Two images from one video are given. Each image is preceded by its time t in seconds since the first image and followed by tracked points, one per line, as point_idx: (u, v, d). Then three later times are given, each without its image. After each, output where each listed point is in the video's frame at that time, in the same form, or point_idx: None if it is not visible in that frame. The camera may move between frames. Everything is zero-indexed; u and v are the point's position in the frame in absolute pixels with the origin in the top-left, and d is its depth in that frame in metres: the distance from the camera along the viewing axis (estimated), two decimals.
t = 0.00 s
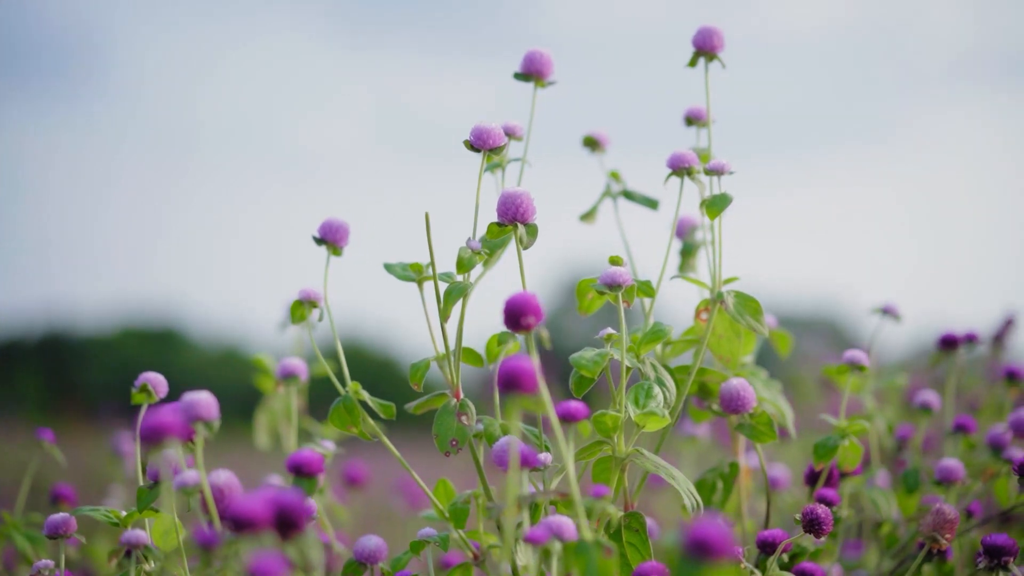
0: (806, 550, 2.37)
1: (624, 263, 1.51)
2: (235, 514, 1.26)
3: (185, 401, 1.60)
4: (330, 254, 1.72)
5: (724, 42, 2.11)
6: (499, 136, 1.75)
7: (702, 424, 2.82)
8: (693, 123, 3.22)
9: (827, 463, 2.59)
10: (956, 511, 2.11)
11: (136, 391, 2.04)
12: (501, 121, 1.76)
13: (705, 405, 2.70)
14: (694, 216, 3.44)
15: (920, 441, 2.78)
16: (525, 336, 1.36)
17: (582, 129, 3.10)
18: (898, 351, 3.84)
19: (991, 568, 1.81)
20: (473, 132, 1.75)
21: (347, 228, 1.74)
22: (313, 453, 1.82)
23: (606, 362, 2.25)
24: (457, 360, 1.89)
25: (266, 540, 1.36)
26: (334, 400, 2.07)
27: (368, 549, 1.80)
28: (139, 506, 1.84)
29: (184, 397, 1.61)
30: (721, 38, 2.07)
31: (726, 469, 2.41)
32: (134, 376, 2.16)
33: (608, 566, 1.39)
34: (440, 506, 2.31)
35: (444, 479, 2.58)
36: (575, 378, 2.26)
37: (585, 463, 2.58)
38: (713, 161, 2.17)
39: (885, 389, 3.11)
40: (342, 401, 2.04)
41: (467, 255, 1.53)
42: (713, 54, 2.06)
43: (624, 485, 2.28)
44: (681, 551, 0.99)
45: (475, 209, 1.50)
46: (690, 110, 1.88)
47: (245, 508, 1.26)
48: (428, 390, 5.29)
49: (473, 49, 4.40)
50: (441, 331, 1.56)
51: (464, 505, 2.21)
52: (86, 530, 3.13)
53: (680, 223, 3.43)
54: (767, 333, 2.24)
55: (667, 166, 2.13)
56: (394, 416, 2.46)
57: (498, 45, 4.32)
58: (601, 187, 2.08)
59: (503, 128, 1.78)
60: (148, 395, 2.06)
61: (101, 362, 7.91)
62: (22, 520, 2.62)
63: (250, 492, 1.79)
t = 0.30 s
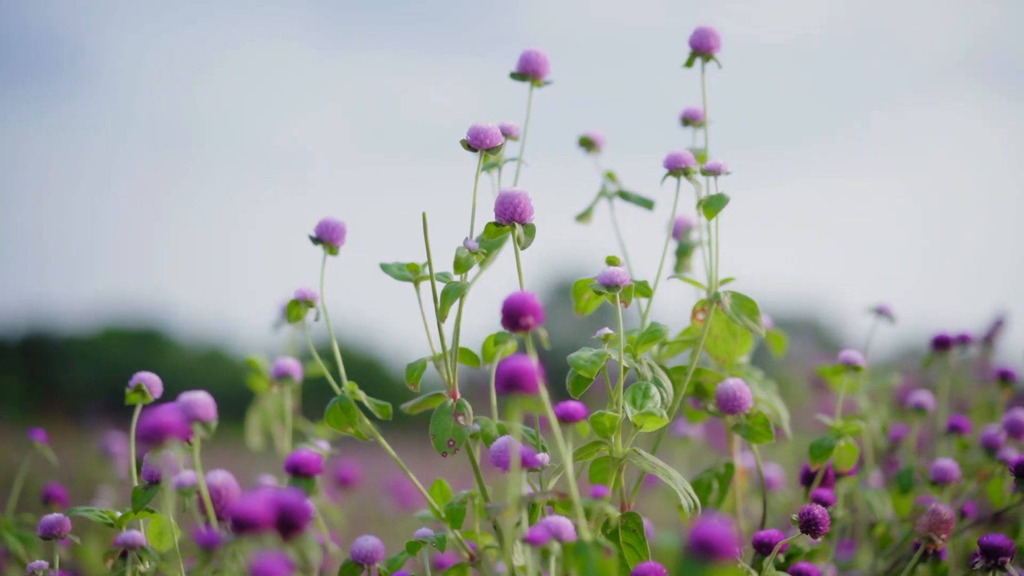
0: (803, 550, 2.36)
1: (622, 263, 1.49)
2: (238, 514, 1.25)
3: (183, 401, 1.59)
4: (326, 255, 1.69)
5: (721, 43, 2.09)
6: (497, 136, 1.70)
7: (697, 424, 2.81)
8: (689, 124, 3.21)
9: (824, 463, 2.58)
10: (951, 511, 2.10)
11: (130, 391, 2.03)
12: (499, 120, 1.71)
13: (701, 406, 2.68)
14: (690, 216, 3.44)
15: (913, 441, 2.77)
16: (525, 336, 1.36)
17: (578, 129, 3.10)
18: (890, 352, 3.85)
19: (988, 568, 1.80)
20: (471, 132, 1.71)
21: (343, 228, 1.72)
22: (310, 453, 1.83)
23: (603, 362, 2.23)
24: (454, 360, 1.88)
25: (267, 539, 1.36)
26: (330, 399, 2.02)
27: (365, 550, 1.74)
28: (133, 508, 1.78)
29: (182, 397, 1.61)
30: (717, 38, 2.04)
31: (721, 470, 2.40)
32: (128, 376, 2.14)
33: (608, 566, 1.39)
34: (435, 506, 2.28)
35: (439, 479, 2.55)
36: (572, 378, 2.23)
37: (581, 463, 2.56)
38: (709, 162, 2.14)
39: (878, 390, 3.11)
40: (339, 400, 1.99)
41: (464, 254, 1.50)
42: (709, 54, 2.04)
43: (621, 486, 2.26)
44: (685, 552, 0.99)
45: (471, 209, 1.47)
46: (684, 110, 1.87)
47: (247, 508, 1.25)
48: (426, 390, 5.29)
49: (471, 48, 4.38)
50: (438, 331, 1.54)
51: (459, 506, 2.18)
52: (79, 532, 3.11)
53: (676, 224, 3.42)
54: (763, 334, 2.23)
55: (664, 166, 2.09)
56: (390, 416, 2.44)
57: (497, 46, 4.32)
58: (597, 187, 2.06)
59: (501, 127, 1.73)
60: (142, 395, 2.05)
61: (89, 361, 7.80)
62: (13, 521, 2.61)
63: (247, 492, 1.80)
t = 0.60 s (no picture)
0: (796, 551, 2.37)
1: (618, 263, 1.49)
2: (238, 515, 1.25)
3: (179, 402, 1.60)
4: (320, 254, 1.67)
5: (716, 43, 2.09)
6: (493, 135, 1.70)
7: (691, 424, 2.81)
8: (683, 124, 3.20)
9: (817, 463, 2.57)
10: (945, 511, 2.10)
11: (123, 391, 2.02)
12: (495, 119, 1.72)
13: (695, 406, 2.68)
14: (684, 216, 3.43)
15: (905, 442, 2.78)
16: (523, 336, 1.36)
17: (572, 129, 3.10)
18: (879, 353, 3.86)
19: (982, 569, 1.80)
20: (467, 132, 1.71)
21: (339, 227, 1.71)
22: (307, 453, 1.83)
23: (599, 362, 2.22)
24: (449, 360, 1.87)
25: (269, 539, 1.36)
26: (324, 398, 2.00)
27: (361, 551, 1.73)
28: (127, 509, 1.76)
29: (178, 398, 1.61)
30: (712, 38, 2.04)
31: (714, 470, 2.39)
32: (120, 376, 2.13)
33: (605, 566, 1.40)
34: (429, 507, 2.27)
35: (433, 479, 2.54)
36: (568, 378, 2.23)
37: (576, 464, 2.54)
38: (704, 162, 2.13)
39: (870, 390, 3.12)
40: (334, 400, 1.98)
41: (462, 255, 1.49)
42: (705, 54, 2.04)
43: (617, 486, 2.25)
44: (686, 553, 1.00)
45: (467, 209, 1.46)
46: (679, 110, 1.86)
47: (247, 508, 1.25)
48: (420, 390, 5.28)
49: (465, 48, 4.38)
50: (434, 331, 1.53)
51: (453, 506, 2.17)
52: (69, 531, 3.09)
53: (670, 224, 3.42)
54: (758, 334, 2.23)
55: (659, 166, 2.09)
56: (384, 417, 2.43)
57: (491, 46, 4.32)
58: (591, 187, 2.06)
59: (497, 127, 1.73)
60: (135, 395, 2.04)
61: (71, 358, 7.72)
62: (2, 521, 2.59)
63: (243, 493, 1.79)
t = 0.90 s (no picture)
0: (791, 552, 2.36)
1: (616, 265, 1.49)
2: (238, 517, 1.24)
3: (177, 403, 1.59)
4: (315, 256, 1.65)
5: (712, 44, 2.09)
6: (490, 137, 1.69)
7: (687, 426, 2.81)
8: (679, 125, 3.20)
9: (813, 465, 2.57)
10: (940, 513, 2.10)
11: (118, 393, 2.01)
12: (491, 120, 1.71)
13: (691, 408, 2.68)
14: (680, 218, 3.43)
15: (898, 443, 2.79)
16: (522, 338, 1.36)
17: (567, 130, 3.09)
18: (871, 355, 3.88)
19: (979, 570, 1.80)
20: (464, 133, 1.70)
21: (335, 229, 1.70)
22: (304, 455, 1.82)
23: (596, 364, 2.22)
24: (446, 362, 1.87)
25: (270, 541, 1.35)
26: (321, 400, 1.99)
27: (358, 553, 1.71)
28: (121, 512, 1.73)
29: (176, 400, 1.60)
30: (708, 39, 2.04)
31: (710, 472, 2.39)
32: (114, 377, 2.12)
33: (604, 568, 1.39)
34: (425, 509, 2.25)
35: (429, 481, 2.53)
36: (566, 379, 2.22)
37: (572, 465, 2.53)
38: (701, 163, 2.13)
39: (863, 391, 3.13)
40: (331, 402, 1.96)
41: (459, 257, 1.48)
42: (701, 55, 2.04)
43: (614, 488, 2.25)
44: (689, 556, 1.00)
45: (464, 210, 1.45)
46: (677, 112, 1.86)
47: (248, 510, 1.24)
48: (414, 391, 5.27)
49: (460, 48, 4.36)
50: (431, 333, 1.52)
51: (450, 507, 2.15)
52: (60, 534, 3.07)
53: (666, 225, 3.42)
54: (755, 335, 2.23)
55: (655, 167, 2.09)
56: (381, 418, 2.42)
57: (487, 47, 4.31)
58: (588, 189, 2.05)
59: (494, 128, 1.72)
60: (130, 397, 2.03)
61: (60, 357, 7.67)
62: None
63: (240, 495, 1.78)
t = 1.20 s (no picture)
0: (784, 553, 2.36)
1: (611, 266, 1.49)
2: (235, 518, 1.24)
3: (173, 404, 1.59)
4: (310, 256, 1.65)
5: (706, 45, 2.10)
6: (485, 138, 1.70)
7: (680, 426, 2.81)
8: (673, 126, 3.21)
9: (806, 466, 2.58)
10: (934, 513, 2.11)
11: (112, 393, 2.00)
12: (486, 121, 1.72)
13: (685, 408, 2.68)
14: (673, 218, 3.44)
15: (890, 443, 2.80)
16: (517, 339, 1.35)
17: (561, 131, 3.09)
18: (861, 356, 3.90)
19: (973, 570, 1.81)
20: (459, 134, 1.70)
21: (329, 229, 1.70)
22: (299, 456, 1.82)
23: (591, 365, 2.22)
24: (441, 363, 1.86)
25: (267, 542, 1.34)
26: (315, 400, 1.99)
27: (353, 554, 1.71)
28: (115, 512, 1.73)
29: (172, 400, 1.60)
30: (702, 40, 2.05)
31: (704, 473, 2.40)
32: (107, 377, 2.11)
33: (601, 569, 1.39)
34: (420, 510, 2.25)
35: (423, 482, 2.52)
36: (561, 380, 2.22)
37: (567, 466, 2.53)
38: (695, 165, 2.14)
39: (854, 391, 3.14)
40: (325, 403, 1.96)
41: (454, 258, 1.48)
42: (695, 55, 2.04)
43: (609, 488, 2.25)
44: (688, 556, 1.00)
45: (459, 210, 1.45)
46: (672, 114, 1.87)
47: (245, 511, 1.24)
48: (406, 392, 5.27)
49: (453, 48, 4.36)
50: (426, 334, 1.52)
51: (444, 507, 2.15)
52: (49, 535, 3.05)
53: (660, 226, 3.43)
54: (749, 336, 2.23)
55: (649, 168, 2.09)
56: (375, 419, 2.41)
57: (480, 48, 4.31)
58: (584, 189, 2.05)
59: (488, 128, 1.73)
60: (124, 397, 2.02)
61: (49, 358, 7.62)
62: None
63: (235, 495, 1.78)
